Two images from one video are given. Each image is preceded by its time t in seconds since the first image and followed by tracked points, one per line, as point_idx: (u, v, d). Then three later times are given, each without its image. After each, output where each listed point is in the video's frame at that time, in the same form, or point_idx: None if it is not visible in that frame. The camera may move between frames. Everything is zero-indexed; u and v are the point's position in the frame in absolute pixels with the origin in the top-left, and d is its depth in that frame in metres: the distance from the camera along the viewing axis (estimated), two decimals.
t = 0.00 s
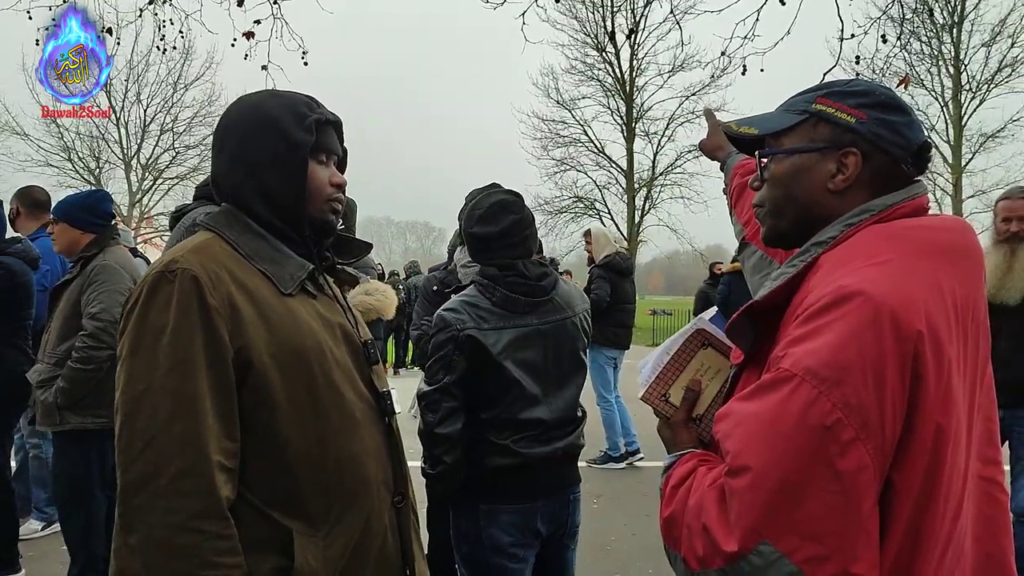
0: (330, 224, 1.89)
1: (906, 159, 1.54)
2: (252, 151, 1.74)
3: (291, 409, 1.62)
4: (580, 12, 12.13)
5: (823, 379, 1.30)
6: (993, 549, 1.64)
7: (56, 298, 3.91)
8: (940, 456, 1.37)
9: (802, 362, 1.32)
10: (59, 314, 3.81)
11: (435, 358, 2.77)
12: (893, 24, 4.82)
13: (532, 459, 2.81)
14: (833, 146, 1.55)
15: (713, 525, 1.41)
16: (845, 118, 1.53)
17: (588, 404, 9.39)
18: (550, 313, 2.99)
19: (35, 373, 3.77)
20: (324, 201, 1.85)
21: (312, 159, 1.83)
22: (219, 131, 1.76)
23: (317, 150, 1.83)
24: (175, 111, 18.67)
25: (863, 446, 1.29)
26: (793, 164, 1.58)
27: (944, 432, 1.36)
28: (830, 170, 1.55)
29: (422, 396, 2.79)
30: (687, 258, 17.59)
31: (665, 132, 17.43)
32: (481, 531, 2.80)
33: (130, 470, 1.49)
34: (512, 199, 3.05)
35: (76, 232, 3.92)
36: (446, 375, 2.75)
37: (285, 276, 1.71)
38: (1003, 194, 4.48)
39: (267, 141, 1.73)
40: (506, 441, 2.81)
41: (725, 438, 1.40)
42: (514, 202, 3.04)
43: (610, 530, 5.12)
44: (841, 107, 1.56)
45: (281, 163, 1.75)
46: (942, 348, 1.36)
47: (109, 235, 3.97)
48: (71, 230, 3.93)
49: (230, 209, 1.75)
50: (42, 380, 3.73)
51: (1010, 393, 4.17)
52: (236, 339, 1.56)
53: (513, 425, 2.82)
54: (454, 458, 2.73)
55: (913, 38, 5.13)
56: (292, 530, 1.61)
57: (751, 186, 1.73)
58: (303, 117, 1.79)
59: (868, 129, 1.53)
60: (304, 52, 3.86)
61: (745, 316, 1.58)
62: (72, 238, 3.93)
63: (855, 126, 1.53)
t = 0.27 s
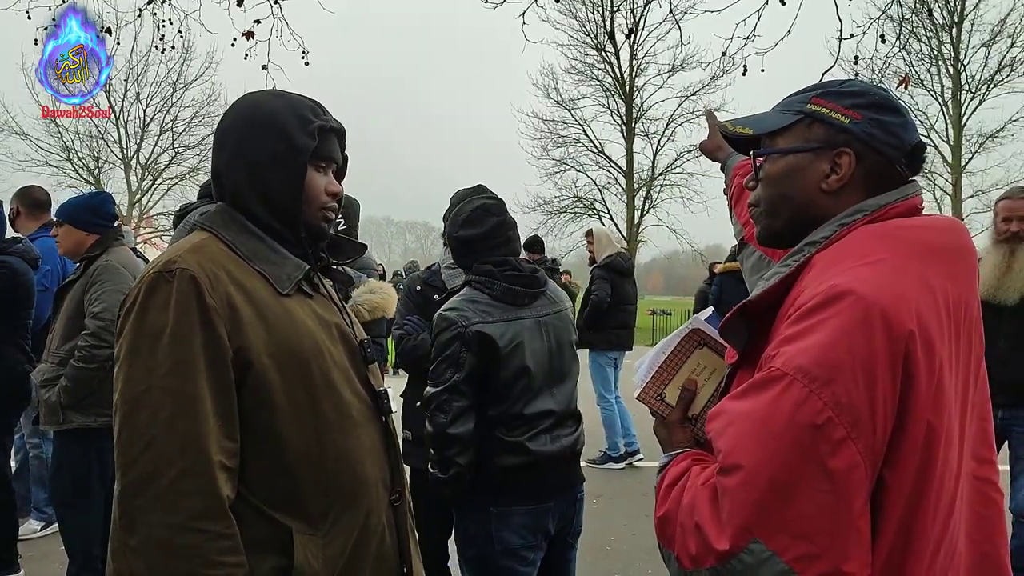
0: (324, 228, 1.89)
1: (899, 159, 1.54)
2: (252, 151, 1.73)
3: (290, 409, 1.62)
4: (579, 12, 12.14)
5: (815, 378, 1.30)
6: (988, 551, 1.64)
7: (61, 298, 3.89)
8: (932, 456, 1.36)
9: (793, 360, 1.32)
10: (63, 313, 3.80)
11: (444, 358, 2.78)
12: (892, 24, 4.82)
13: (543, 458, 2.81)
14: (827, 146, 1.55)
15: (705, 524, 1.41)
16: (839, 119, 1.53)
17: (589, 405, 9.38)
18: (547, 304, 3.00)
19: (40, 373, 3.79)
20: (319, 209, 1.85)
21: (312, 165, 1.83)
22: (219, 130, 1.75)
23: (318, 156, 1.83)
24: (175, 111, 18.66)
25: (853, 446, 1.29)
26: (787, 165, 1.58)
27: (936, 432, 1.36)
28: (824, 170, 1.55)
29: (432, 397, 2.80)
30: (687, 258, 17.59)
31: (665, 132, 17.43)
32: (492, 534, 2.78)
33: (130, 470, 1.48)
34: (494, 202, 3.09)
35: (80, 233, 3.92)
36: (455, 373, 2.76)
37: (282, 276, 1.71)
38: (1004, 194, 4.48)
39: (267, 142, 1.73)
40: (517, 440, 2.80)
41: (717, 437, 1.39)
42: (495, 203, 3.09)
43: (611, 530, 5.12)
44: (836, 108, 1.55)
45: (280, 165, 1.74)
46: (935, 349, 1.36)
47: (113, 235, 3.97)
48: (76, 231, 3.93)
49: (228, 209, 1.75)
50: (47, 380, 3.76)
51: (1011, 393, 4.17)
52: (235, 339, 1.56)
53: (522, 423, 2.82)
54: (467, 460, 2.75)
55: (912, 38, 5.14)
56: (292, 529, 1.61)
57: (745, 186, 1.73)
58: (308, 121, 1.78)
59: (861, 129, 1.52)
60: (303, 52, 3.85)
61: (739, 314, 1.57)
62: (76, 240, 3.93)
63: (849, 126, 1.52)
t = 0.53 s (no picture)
0: (320, 226, 1.89)
1: (893, 161, 1.55)
2: (245, 150, 1.74)
3: (286, 409, 1.62)
4: (579, 12, 12.15)
5: (809, 378, 1.30)
6: (983, 549, 1.64)
7: (62, 298, 3.90)
8: (925, 455, 1.37)
9: (786, 361, 1.32)
10: (63, 314, 3.81)
11: (433, 363, 2.77)
12: (892, 24, 4.83)
13: (534, 459, 2.81)
14: (820, 147, 1.55)
15: (701, 524, 1.41)
16: (834, 119, 1.53)
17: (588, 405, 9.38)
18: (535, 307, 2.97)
19: (40, 373, 3.80)
20: (315, 203, 1.86)
21: (305, 160, 1.83)
22: (212, 129, 1.76)
23: (309, 152, 1.84)
24: (174, 111, 18.66)
25: (847, 445, 1.29)
26: (781, 164, 1.59)
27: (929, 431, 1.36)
28: (817, 171, 1.56)
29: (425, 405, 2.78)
30: (686, 259, 17.60)
31: (665, 132, 17.44)
32: (487, 534, 2.79)
33: (126, 469, 1.48)
34: (489, 201, 3.08)
35: (83, 232, 3.92)
36: (448, 379, 2.76)
37: (279, 275, 1.71)
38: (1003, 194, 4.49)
39: (261, 141, 1.73)
40: (509, 440, 2.81)
41: (711, 437, 1.40)
42: (489, 202, 3.08)
43: (610, 530, 5.12)
44: (830, 108, 1.56)
45: (274, 163, 1.75)
46: (926, 348, 1.36)
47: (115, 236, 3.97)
48: (79, 231, 3.92)
49: (223, 209, 1.76)
50: (47, 380, 3.77)
51: (1009, 393, 4.18)
52: (231, 338, 1.56)
53: (514, 425, 2.82)
54: (465, 465, 2.75)
55: (912, 38, 5.14)
56: (287, 528, 1.61)
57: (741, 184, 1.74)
58: (298, 118, 1.78)
59: (855, 130, 1.53)
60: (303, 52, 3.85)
61: (733, 314, 1.57)
62: (79, 238, 3.93)
63: (843, 127, 1.53)
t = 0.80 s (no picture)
0: (312, 229, 1.90)
1: (884, 161, 1.55)
2: (240, 151, 1.74)
3: (279, 408, 1.62)
4: (579, 11, 12.15)
5: (798, 375, 1.30)
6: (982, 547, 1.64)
7: (60, 298, 3.91)
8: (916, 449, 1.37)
9: (776, 359, 1.33)
10: (60, 314, 3.82)
11: (414, 372, 2.83)
12: (892, 24, 4.82)
13: (530, 460, 2.81)
14: (814, 146, 1.55)
15: (700, 522, 1.40)
16: (828, 120, 1.54)
17: (589, 405, 9.38)
18: (520, 309, 2.92)
19: (36, 373, 3.81)
20: (309, 209, 1.86)
21: (301, 165, 1.83)
22: (207, 130, 1.76)
23: (307, 156, 1.84)
24: (175, 111, 18.68)
25: (838, 441, 1.29)
26: (775, 163, 1.58)
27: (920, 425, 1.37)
28: (811, 170, 1.56)
29: (408, 412, 2.82)
30: (687, 259, 17.60)
31: (665, 132, 17.43)
32: (477, 533, 2.81)
33: (117, 469, 1.48)
34: (486, 204, 3.09)
35: (81, 232, 3.92)
36: (427, 386, 2.80)
37: (271, 275, 1.71)
38: (1004, 194, 4.47)
39: (256, 142, 1.73)
40: (493, 443, 2.80)
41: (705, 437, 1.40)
42: (487, 205, 3.08)
43: (609, 530, 5.12)
44: (825, 108, 1.56)
45: (270, 165, 1.75)
46: (913, 342, 1.37)
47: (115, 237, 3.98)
48: (78, 230, 3.92)
49: (217, 209, 1.76)
50: (42, 380, 3.76)
51: (1010, 393, 4.17)
52: (223, 338, 1.56)
53: (496, 428, 2.81)
54: (451, 470, 2.77)
55: (912, 38, 5.14)
56: (280, 527, 1.61)
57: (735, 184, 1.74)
58: (296, 122, 1.78)
59: (849, 131, 1.53)
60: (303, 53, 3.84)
61: (724, 312, 1.58)
62: (77, 238, 3.95)
63: (837, 127, 1.53)
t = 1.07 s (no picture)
0: (308, 225, 1.89)
1: (861, 164, 1.60)
2: (232, 150, 1.74)
3: (273, 407, 1.62)
4: (579, 11, 12.14)
5: (787, 369, 1.30)
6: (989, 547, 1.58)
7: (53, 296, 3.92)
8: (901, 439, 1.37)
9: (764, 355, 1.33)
10: (54, 313, 3.82)
11: (412, 372, 2.81)
12: (892, 24, 4.82)
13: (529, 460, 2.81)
14: (795, 148, 1.59)
15: (700, 512, 1.36)
16: (808, 123, 1.58)
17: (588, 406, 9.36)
18: (522, 310, 2.92)
19: (27, 371, 3.80)
20: (302, 203, 1.86)
21: (292, 161, 1.84)
22: (199, 131, 1.76)
23: (297, 152, 1.84)
24: (174, 111, 18.67)
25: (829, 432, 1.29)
26: (757, 165, 1.62)
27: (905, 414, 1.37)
28: (791, 171, 1.59)
29: (407, 410, 2.82)
30: (687, 259, 17.59)
31: (665, 132, 17.42)
32: (474, 533, 2.81)
33: (112, 470, 1.48)
34: (490, 205, 3.10)
35: (79, 230, 3.95)
36: (427, 386, 2.79)
37: (265, 274, 1.71)
38: (1005, 194, 4.46)
39: (247, 141, 1.73)
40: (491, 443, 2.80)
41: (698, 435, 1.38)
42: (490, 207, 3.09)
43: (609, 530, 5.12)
44: (804, 112, 1.60)
45: (261, 163, 1.75)
46: (892, 334, 1.38)
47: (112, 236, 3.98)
48: (75, 227, 3.95)
49: (211, 210, 1.76)
50: (35, 378, 3.77)
51: (1010, 392, 4.17)
52: (217, 338, 1.56)
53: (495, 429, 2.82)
54: (448, 470, 2.75)
55: (912, 38, 5.13)
56: (276, 526, 1.61)
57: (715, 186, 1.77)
58: (284, 119, 1.78)
59: (827, 134, 1.58)
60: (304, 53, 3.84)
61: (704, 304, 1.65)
62: (74, 236, 3.96)
63: (816, 130, 1.58)
